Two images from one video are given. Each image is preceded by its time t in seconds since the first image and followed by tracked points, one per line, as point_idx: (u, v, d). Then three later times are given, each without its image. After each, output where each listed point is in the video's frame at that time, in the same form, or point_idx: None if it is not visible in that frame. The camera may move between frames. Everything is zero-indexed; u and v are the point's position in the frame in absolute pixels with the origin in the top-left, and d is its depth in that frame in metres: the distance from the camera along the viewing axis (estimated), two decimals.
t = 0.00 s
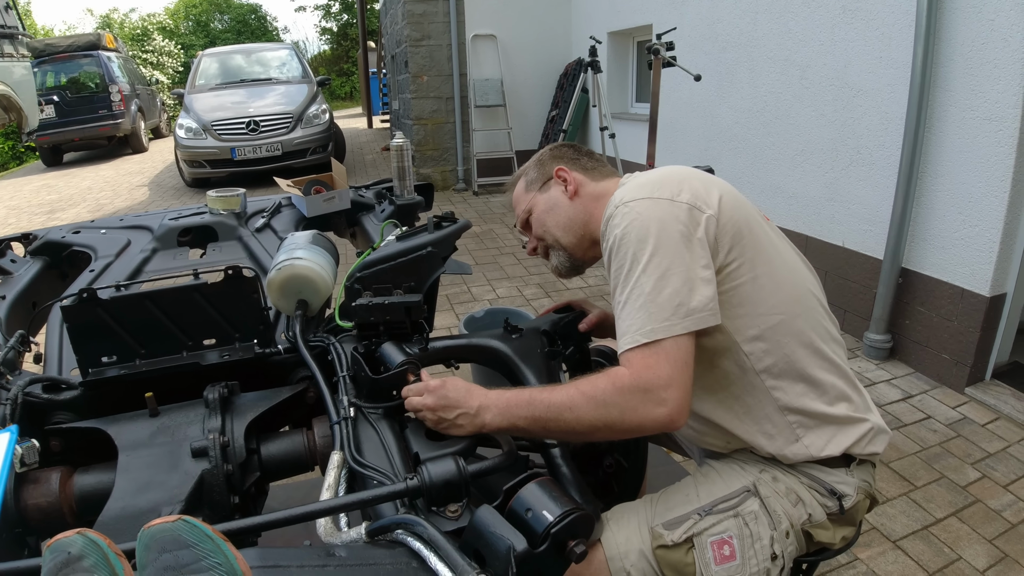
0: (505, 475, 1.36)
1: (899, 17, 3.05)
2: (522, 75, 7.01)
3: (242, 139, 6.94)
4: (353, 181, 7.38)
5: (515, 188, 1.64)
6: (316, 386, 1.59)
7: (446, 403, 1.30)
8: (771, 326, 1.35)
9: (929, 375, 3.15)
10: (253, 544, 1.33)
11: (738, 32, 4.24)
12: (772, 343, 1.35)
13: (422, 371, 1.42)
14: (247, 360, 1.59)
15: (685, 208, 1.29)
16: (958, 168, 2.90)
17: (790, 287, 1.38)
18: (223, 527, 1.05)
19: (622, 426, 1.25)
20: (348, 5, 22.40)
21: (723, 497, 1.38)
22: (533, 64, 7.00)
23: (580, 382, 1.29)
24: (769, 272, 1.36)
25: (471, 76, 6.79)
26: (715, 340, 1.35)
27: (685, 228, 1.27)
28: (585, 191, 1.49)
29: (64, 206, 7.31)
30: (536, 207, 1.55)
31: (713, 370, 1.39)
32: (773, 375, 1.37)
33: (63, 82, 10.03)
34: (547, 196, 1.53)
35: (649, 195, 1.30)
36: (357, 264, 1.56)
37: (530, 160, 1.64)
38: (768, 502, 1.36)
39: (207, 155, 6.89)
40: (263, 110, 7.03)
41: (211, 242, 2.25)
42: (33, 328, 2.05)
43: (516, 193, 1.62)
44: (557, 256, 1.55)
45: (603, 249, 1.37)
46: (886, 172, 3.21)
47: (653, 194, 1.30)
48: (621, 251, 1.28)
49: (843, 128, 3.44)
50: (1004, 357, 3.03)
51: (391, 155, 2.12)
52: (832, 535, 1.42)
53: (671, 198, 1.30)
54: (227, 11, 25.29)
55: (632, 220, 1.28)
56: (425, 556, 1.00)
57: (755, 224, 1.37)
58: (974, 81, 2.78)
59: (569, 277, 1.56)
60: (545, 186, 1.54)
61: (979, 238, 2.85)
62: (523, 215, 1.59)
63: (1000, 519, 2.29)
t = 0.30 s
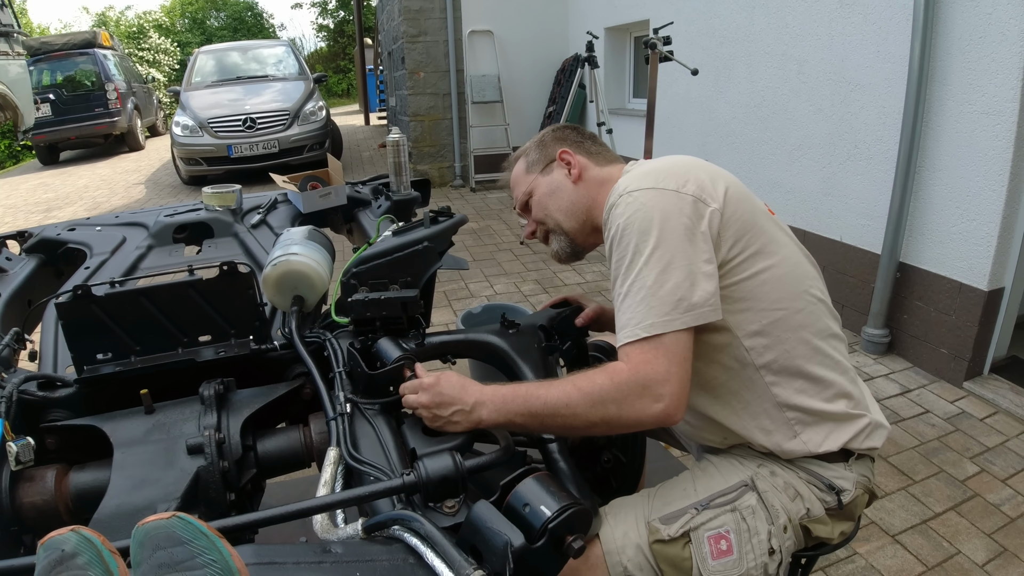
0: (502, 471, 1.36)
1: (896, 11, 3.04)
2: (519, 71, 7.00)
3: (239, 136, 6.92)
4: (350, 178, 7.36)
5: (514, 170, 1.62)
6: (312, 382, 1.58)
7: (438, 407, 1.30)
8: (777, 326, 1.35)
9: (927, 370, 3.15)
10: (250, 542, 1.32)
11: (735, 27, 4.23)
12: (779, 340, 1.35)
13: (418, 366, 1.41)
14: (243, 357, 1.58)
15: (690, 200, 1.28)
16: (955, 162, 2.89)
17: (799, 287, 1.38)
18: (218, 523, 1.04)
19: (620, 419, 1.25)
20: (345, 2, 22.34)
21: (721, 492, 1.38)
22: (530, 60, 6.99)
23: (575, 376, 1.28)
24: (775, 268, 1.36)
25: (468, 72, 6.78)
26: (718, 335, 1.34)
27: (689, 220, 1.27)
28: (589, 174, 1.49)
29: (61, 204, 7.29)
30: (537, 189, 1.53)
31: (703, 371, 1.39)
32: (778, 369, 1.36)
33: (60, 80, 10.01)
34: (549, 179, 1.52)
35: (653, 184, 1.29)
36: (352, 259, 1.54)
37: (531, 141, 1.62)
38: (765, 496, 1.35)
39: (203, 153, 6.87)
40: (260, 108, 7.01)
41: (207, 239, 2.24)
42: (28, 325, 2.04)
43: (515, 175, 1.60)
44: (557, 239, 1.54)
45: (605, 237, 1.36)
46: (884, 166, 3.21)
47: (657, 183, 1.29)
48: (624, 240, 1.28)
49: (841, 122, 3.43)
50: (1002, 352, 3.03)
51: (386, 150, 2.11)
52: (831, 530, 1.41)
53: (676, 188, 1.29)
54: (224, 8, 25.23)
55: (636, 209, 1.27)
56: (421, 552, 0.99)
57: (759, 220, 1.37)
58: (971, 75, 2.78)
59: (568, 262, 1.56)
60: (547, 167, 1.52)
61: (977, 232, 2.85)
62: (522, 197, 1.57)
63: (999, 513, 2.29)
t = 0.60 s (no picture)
0: (505, 469, 1.35)
1: (898, 5, 3.02)
2: (518, 66, 6.97)
3: (238, 134, 6.91)
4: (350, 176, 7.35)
5: (525, 126, 1.51)
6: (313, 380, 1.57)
7: (441, 403, 1.29)
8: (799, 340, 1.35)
9: (928, 366, 3.15)
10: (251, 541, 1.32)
11: (735, 22, 4.22)
12: (796, 350, 1.35)
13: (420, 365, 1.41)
14: (243, 356, 1.57)
15: (731, 207, 1.25)
16: (955, 158, 2.89)
17: (822, 301, 1.37)
18: (220, 523, 1.04)
19: (623, 433, 1.26)
20: None
21: (724, 494, 1.37)
22: (530, 56, 6.97)
23: (582, 387, 1.29)
24: (802, 284, 1.35)
25: (467, 69, 6.76)
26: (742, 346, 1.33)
27: (726, 229, 1.23)
28: (616, 145, 1.47)
29: (60, 203, 7.28)
30: (559, 155, 1.47)
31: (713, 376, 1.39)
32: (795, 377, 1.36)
33: (58, 79, 10.00)
34: (573, 145, 1.46)
35: (695, 184, 1.25)
36: (353, 257, 1.54)
37: (545, 94, 1.52)
38: (768, 498, 1.36)
39: (203, 151, 6.86)
40: (259, 105, 7.00)
41: (207, 237, 2.24)
42: (28, 325, 2.04)
43: (527, 134, 1.50)
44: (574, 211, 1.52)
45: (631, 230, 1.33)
46: (884, 161, 3.20)
47: (700, 184, 1.25)
48: (656, 243, 1.24)
49: (841, 118, 3.42)
50: (1003, 347, 3.03)
51: (386, 147, 2.10)
52: (832, 532, 1.40)
53: (719, 192, 1.25)
54: (222, 6, 25.19)
55: (674, 211, 1.24)
56: (424, 551, 0.99)
57: (797, 231, 1.34)
58: (972, 70, 2.77)
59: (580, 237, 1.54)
60: (572, 132, 1.46)
61: (977, 228, 2.85)
62: (537, 161, 1.49)
63: (1000, 508, 2.29)
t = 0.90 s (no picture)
0: (513, 471, 1.36)
1: (902, 6, 3.02)
2: (522, 66, 6.97)
3: (243, 134, 6.93)
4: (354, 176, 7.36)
5: (568, 104, 1.36)
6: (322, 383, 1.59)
7: (449, 407, 1.30)
8: (843, 368, 1.36)
9: (933, 367, 3.15)
10: (261, 543, 1.33)
11: (740, 22, 4.22)
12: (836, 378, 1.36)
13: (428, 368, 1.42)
14: (253, 358, 1.59)
15: (799, 245, 1.24)
16: (961, 159, 2.88)
17: (865, 332, 1.39)
18: (232, 525, 1.05)
19: (629, 450, 1.29)
20: None
21: (736, 504, 1.38)
22: (534, 56, 6.97)
23: (595, 404, 1.31)
24: (849, 318, 1.35)
25: (471, 69, 6.77)
26: (785, 375, 1.35)
27: (787, 267, 1.23)
28: (670, 142, 1.38)
29: (66, 203, 7.31)
30: (608, 149, 1.36)
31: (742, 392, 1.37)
32: (832, 405, 1.38)
33: (64, 79, 10.04)
34: (626, 139, 1.35)
35: (769, 217, 1.22)
36: (361, 259, 1.56)
37: (595, 63, 1.35)
38: (780, 512, 1.37)
39: (207, 151, 6.88)
40: (264, 106, 7.01)
41: (215, 239, 2.25)
42: (37, 326, 2.05)
43: (571, 115, 1.36)
44: (612, 207, 1.46)
45: (688, 243, 1.31)
46: (890, 162, 3.20)
47: (773, 217, 1.22)
48: (714, 271, 1.23)
49: (847, 119, 3.42)
50: (1009, 348, 3.03)
51: (393, 149, 2.10)
52: (839, 545, 1.43)
53: (790, 227, 1.23)
54: (226, 6, 25.23)
55: (741, 240, 1.22)
56: (434, 553, 1.00)
57: (855, 271, 1.35)
58: (977, 71, 2.76)
59: (609, 229, 1.51)
60: (627, 123, 1.34)
61: (983, 229, 2.84)
62: (579, 150, 1.38)
63: (1005, 510, 2.29)
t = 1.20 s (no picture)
0: (521, 473, 1.35)
1: (910, 10, 3.01)
2: (528, 69, 6.98)
3: (249, 136, 6.95)
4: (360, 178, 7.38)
5: (587, 123, 1.30)
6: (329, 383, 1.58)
7: (456, 408, 1.30)
8: (858, 372, 1.37)
9: (940, 371, 3.13)
10: (267, 543, 1.32)
11: (746, 25, 4.22)
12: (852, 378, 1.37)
13: (435, 369, 1.41)
14: (259, 358, 1.59)
15: (827, 254, 1.24)
16: (967, 163, 2.87)
17: (877, 334, 1.40)
18: (238, 525, 1.05)
19: (639, 452, 1.29)
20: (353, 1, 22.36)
21: (744, 509, 1.37)
22: (540, 58, 6.98)
23: (603, 405, 1.31)
24: (865, 322, 1.35)
25: (477, 71, 6.78)
26: (802, 377, 1.34)
27: (815, 276, 1.23)
28: (687, 169, 1.36)
29: (72, 203, 7.34)
30: (625, 177, 1.33)
31: (753, 394, 1.37)
32: (848, 408, 1.38)
33: (71, 80, 10.08)
34: (646, 167, 1.32)
35: (804, 225, 1.22)
36: (368, 260, 1.55)
37: (620, 82, 1.28)
38: (788, 517, 1.36)
39: (213, 152, 6.90)
40: (270, 107, 7.03)
41: (221, 239, 2.26)
42: (44, 325, 2.05)
43: (589, 136, 1.30)
44: (619, 227, 1.46)
45: (714, 247, 1.31)
46: (897, 166, 3.18)
47: (805, 225, 1.22)
48: (739, 278, 1.23)
49: (854, 122, 3.41)
50: (1015, 353, 3.01)
51: (400, 151, 2.11)
52: (847, 550, 1.42)
53: (821, 235, 1.23)
54: (232, 8, 25.32)
55: (770, 247, 1.22)
56: (440, 554, 0.99)
57: (872, 279, 1.36)
58: (985, 75, 2.75)
59: (611, 244, 1.52)
60: (650, 152, 1.31)
61: (990, 233, 2.83)
62: (594, 174, 1.34)
63: (1011, 515, 2.27)
